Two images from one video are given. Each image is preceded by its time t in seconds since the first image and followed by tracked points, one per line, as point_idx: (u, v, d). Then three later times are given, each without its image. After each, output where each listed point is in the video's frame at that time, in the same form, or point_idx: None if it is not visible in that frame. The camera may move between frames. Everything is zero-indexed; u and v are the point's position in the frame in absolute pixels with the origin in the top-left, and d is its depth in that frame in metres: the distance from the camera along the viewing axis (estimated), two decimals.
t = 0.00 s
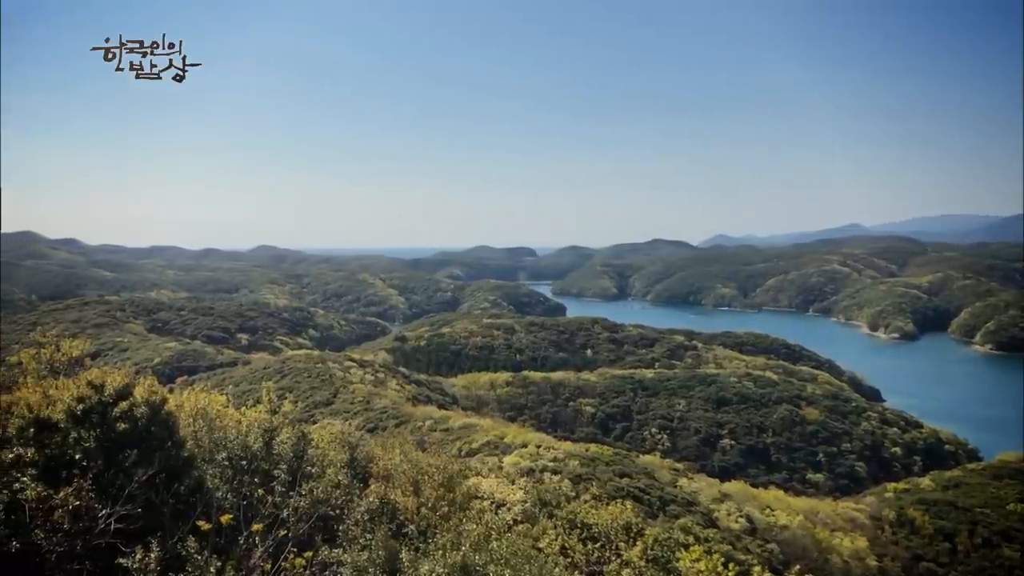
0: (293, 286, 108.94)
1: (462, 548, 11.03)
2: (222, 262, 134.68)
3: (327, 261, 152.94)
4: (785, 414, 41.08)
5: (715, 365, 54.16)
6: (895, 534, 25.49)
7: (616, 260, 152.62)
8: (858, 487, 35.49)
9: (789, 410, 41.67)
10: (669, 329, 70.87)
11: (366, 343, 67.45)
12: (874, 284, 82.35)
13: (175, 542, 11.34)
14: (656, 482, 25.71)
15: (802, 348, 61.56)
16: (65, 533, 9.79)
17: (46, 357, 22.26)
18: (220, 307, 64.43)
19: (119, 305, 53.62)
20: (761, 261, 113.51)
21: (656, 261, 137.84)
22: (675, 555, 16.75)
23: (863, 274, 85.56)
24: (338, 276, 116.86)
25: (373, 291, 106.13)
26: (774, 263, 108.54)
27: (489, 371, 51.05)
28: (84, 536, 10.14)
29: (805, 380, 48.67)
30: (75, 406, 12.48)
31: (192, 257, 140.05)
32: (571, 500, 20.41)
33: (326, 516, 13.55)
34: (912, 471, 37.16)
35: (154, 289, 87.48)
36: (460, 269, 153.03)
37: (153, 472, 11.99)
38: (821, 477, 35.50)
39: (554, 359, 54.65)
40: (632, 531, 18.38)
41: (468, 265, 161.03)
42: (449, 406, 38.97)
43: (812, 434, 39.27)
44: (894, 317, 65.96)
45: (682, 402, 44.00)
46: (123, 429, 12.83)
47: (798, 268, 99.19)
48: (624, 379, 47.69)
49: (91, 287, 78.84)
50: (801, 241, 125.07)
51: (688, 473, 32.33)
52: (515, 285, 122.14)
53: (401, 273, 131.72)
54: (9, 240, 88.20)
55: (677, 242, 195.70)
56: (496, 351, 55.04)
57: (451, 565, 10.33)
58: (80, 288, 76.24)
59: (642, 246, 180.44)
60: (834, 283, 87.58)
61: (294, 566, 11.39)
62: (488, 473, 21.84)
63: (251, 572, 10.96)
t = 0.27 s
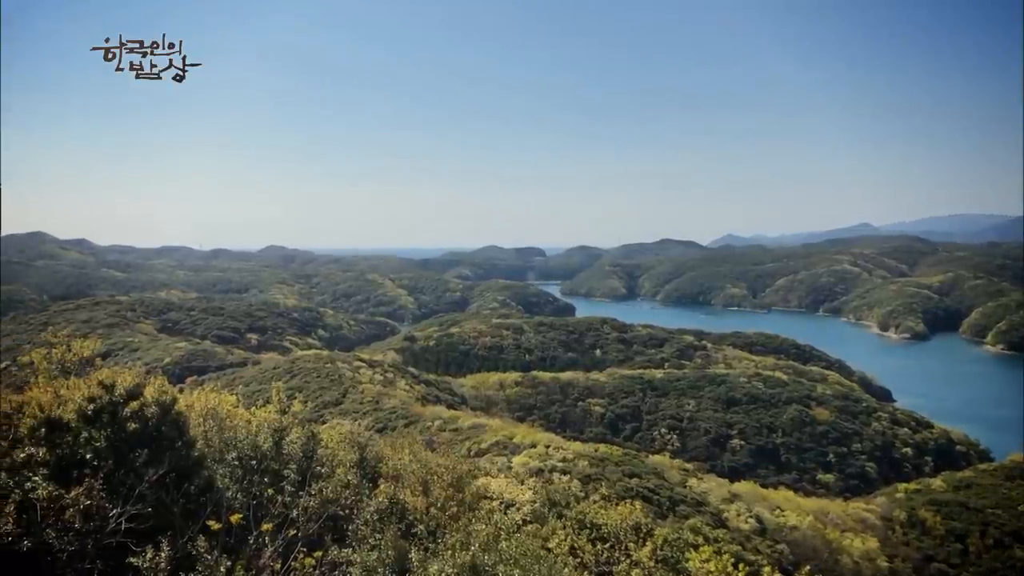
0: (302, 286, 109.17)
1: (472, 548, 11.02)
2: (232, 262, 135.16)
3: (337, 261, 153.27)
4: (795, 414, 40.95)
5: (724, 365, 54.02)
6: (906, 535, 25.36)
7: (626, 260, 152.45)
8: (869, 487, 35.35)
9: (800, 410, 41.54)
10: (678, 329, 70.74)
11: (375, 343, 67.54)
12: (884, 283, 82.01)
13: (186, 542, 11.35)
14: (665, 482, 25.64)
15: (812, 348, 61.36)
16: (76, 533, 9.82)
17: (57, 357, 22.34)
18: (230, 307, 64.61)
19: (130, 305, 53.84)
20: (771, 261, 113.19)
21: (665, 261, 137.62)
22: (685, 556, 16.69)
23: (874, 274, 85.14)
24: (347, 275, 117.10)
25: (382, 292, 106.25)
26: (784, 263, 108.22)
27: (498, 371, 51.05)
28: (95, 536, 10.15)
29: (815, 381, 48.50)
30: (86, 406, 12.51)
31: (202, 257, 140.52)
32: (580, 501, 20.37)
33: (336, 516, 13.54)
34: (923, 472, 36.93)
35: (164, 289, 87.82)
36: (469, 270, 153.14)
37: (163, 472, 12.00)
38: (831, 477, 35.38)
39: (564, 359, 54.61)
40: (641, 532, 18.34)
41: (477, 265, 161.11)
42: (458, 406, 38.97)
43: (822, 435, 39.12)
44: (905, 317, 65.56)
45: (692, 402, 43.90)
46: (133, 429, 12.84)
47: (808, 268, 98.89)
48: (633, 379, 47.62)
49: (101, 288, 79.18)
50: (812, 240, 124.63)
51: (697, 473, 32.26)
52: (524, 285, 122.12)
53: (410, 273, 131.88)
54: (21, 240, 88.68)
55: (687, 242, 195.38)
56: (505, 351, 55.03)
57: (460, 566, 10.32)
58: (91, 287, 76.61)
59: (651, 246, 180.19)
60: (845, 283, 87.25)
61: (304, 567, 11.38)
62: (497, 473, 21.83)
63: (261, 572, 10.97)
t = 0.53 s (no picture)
0: (310, 286, 109.28)
1: (479, 548, 11.00)
2: (240, 262, 135.46)
3: (344, 261, 153.54)
4: (803, 414, 40.88)
5: (732, 365, 53.94)
6: (914, 535, 25.25)
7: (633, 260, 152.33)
8: (877, 487, 35.23)
9: (807, 410, 41.47)
10: (685, 329, 70.64)
11: (382, 343, 67.61)
12: (892, 283, 81.75)
13: (194, 542, 11.38)
14: (672, 482, 25.61)
15: (819, 348, 61.18)
16: (85, 532, 9.88)
17: (66, 357, 22.42)
18: (238, 307, 64.73)
19: (138, 305, 53.99)
20: (778, 260, 112.99)
21: (672, 261, 137.48)
22: (692, 557, 16.63)
23: (882, 274, 84.87)
24: (355, 276, 117.23)
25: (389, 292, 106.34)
26: (791, 262, 108.01)
27: (505, 371, 51.07)
28: (104, 535, 10.19)
29: (823, 380, 48.40)
30: (95, 406, 12.57)
31: (210, 257, 140.92)
32: (587, 501, 20.36)
33: (343, 516, 13.55)
34: (932, 472, 36.77)
35: (172, 290, 88.07)
36: (476, 270, 153.20)
37: (172, 471, 12.03)
38: (839, 477, 35.29)
39: (571, 359, 54.60)
40: (648, 532, 18.32)
41: (483, 265, 161.09)
42: (465, 405, 38.98)
43: (830, 435, 39.02)
44: (913, 316, 65.38)
45: (700, 402, 43.83)
46: (142, 429, 12.90)
47: (815, 267, 98.67)
48: (641, 379, 47.57)
49: (110, 288, 79.44)
50: (819, 239, 124.33)
51: (704, 473, 32.20)
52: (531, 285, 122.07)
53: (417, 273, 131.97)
54: (30, 240, 89.05)
55: (694, 242, 195.02)
56: (512, 351, 55.05)
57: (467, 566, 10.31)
58: (100, 288, 76.87)
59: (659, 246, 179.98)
60: (853, 283, 86.98)
61: (311, 566, 11.39)
62: (504, 473, 21.83)
63: (270, 572, 10.99)
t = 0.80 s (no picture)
0: (316, 286, 109.41)
1: (486, 548, 10.98)
2: (247, 262, 135.66)
3: (351, 261, 153.70)
4: (811, 413, 40.80)
5: (739, 365, 53.86)
6: (923, 535, 25.17)
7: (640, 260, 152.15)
8: (885, 487, 35.14)
9: (815, 410, 41.40)
10: (692, 329, 70.51)
11: (389, 343, 67.66)
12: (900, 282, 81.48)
13: (201, 541, 11.40)
14: (680, 482, 25.57)
15: (827, 347, 61.01)
16: (92, 531, 9.91)
17: (74, 356, 22.45)
18: (245, 306, 64.85)
19: (146, 305, 54.08)
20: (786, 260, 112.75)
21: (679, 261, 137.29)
22: (700, 557, 16.58)
23: (890, 274, 84.62)
24: (362, 275, 117.31)
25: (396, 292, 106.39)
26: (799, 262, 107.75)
27: (512, 370, 51.06)
28: (111, 534, 10.22)
29: (831, 380, 48.28)
30: (104, 405, 12.60)
31: (217, 257, 141.19)
32: (594, 501, 20.33)
33: (350, 515, 13.55)
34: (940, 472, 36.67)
35: (180, 289, 88.26)
36: (483, 269, 153.19)
37: (179, 470, 12.06)
38: (847, 477, 35.21)
39: (577, 359, 54.56)
40: (656, 532, 18.25)
41: (490, 264, 161.00)
42: (472, 405, 38.97)
43: (838, 435, 38.94)
44: (920, 316, 65.21)
45: (707, 402, 43.77)
46: (149, 428, 12.96)
47: (823, 267, 98.39)
48: (647, 379, 47.52)
49: (117, 287, 79.65)
50: (827, 238, 123.98)
51: (712, 473, 32.14)
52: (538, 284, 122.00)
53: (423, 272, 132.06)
54: (39, 241, 89.33)
55: (701, 242, 194.61)
56: (519, 350, 55.04)
57: (474, 566, 10.32)
58: (108, 287, 77.07)
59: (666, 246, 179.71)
60: (860, 282, 86.74)
61: (318, 565, 11.39)
62: (511, 473, 21.80)
63: (277, 571, 11.00)
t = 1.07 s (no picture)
0: (322, 286, 109.50)
1: (491, 547, 10.98)
2: (253, 262, 135.84)
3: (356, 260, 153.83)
4: (817, 413, 40.74)
5: (745, 364, 53.80)
6: (930, 536, 25.11)
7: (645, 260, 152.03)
8: (892, 487, 35.07)
9: (821, 410, 41.34)
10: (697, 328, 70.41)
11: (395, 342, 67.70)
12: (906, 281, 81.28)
13: (207, 540, 11.42)
14: (685, 482, 25.56)
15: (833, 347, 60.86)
16: (98, 531, 9.92)
17: (81, 356, 22.49)
18: (251, 306, 64.94)
19: (152, 304, 54.16)
20: (791, 259, 112.58)
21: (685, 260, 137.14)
22: (705, 556, 16.55)
23: (896, 273, 84.44)
24: (367, 275, 117.38)
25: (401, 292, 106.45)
26: (805, 261, 107.56)
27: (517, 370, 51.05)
28: (118, 534, 10.24)
29: (837, 380, 48.19)
30: (110, 405, 12.66)
31: (223, 256, 141.36)
32: (599, 500, 20.32)
33: (356, 514, 13.54)
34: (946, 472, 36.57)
35: (186, 289, 88.43)
36: (488, 268, 153.20)
37: (185, 470, 12.11)
38: (853, 477, 35.14)
39: (583, 359, 54.54)
40: (661, 532, 18.26)
41: (495, 264, 160.97)
42: (477, 405, 38.98)
43: (844, 435, 38.88)
44: (926, 316, 65.10)
45: (712, 401, 43.72)
46: (155, 428, 13.01)
47: (828, 266, 98.23)
48: (653, 379, 47.48)
49: (123, 287, 79.81)
50: (833, 238, 123.72)
51: (717, 473, 32.11)
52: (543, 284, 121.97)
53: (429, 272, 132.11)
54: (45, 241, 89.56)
55: (706, 242, 194.27)
56: (524, 350, 55.03)
57: (480, 565, 10.32)
58: (114, 287, 77.22)
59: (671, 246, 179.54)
60: (866, 282, 86.54)
61: (324, 564, 11.40)
62: (517, 473, 21.78)
63: (283, 570, 11.02)
